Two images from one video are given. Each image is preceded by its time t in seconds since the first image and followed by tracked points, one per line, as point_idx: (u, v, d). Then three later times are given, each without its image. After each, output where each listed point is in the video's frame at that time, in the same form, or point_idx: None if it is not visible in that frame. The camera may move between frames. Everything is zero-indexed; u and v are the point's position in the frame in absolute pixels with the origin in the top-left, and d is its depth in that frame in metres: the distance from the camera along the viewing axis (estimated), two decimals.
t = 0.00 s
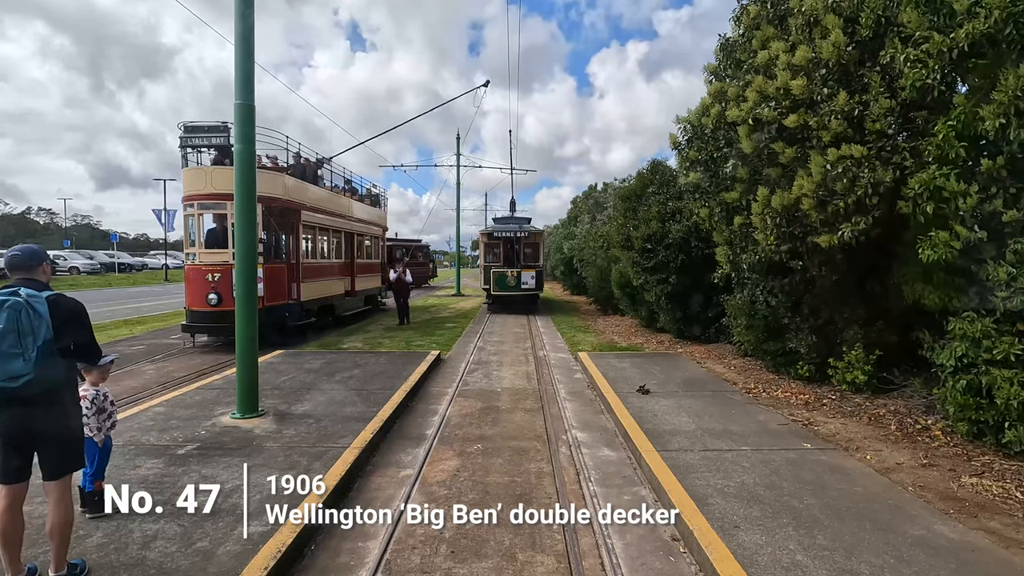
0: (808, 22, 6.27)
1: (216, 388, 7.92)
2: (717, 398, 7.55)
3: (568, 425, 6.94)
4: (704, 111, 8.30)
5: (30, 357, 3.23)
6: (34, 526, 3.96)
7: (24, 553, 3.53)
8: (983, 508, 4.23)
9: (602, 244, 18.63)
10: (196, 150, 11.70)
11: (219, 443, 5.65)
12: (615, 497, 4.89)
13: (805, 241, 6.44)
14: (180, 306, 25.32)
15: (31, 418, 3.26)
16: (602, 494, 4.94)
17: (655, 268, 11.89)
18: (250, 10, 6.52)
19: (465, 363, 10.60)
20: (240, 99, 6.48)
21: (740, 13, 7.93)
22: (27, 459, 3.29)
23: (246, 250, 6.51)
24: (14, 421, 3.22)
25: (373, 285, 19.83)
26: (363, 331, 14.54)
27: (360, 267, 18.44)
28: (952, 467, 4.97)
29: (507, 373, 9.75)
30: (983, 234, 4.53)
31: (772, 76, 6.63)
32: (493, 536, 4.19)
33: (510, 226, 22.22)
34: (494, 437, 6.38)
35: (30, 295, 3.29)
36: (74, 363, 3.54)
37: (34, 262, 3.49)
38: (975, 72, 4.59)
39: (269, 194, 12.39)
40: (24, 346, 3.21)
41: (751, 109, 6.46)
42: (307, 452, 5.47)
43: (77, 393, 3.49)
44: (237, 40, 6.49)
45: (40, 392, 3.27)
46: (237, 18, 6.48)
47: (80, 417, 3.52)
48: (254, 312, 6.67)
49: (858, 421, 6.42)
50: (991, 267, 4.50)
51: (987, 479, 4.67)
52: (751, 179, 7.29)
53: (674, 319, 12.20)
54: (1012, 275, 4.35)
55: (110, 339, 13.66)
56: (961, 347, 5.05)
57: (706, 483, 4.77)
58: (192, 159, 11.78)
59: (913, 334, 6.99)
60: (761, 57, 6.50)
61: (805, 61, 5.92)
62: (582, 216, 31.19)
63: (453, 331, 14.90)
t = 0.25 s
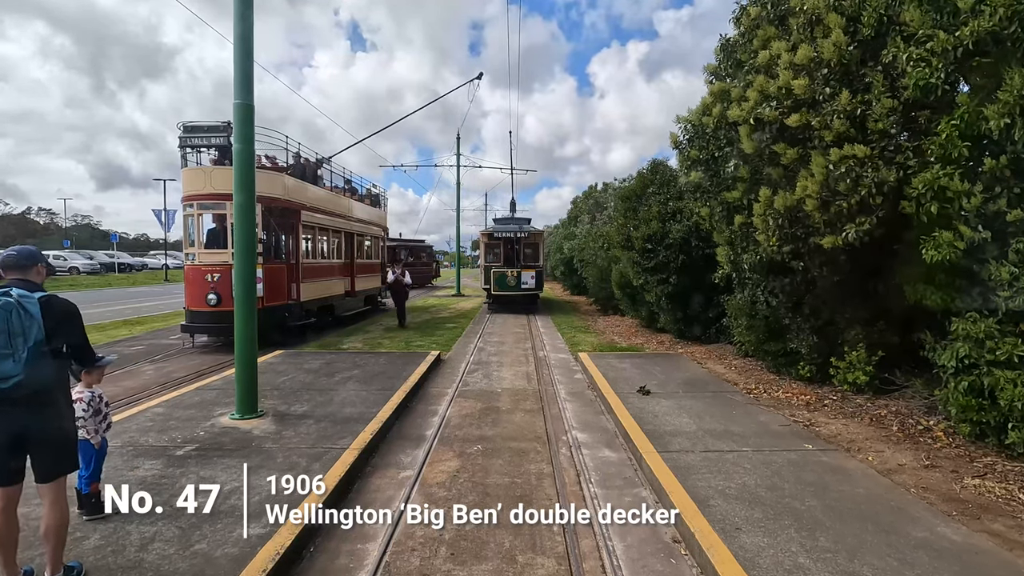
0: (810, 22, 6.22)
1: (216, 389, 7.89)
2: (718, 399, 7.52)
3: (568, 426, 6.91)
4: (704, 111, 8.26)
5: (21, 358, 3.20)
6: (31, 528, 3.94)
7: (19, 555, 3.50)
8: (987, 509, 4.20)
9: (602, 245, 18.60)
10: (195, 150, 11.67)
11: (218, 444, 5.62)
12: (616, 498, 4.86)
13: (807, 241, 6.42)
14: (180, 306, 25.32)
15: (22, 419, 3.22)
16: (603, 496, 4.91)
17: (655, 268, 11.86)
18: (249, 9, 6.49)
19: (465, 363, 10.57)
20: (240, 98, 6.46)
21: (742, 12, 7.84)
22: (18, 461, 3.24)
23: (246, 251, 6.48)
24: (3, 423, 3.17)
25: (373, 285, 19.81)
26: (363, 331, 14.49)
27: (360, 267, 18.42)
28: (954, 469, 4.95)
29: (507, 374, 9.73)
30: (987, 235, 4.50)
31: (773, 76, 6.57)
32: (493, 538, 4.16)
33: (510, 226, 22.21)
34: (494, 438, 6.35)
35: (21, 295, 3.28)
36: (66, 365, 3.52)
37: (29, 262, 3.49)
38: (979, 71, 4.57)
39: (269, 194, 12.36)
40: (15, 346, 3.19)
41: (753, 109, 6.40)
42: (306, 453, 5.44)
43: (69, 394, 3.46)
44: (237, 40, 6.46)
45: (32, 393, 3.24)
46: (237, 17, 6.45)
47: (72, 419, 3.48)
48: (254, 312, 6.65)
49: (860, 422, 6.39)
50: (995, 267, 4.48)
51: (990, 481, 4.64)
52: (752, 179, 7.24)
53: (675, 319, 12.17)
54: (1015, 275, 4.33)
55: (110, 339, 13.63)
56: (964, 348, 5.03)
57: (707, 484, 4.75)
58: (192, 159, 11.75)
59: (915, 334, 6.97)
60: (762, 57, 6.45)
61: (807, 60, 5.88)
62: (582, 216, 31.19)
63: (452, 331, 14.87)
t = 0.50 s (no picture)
0: (813, 20, 6.14)
1: (214, 390, 7.83)
2: (720, 400, 7.46)
3: (569, 427, 6.85)
4: (705, 110, 8.19)
5: (4, 358, 3.15)
6: (24, 533, 3.88)
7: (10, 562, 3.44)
8: (994, 513, 4.14)
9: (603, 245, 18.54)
10: (194, 149, 11.61)
11: (215, 446, 5.56)
12: (617, 502, 4.80)
13: (811, 241, 6.36)
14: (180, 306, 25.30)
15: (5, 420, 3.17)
16: (604, 499, 4.85)
17: (656, 268, 11.80)
18: (247, 7, 6.43)
19: (465, 364, 10.51)
20: (237, 97, 6.39)
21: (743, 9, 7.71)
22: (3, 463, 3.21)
23: (244, 251, 6.42)
24: None
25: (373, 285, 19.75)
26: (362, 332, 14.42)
27: (360, 267, 18.35)
28: (960, 472, 4.89)
29: (507, 375, 9.67)
30: (996, 235, 4.43)
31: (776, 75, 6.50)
32: (493, 543, 4.10)
33: (510, 226, 22.16)
34: (494, 440, 6.29)
35: (11, 295, 3.24)
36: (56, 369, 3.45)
37: (24, 263, 3.43)
38: (985, 68, 4.51)
39: (268, 194, 12.29)
40: None
41: (756, 108, 6.33)
42: (304, 455, 5.38)
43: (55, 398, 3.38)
44: (234, 37, 6.39)
45: (13, 394, 3.18)
46: (234, 15, 6.39)
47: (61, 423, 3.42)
48: (251, 312, 6.59)
49: (864, 423, 6.33)
50: (1002, 267, 4.42)
51: (996, 484, 4.58)
52: (754, 179, 7.17)
53: (676, 319, 12.12)
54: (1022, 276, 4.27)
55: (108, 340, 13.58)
56: (970, 349, 4.97)
57: (710, 487, 4.69)
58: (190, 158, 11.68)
59: (919, 335, 6.92)
60: (764, 55, 6.38)
61: (810, 58, 5.81)
62: (582, 216, 31.14)
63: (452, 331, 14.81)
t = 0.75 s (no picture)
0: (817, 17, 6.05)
1: (210, 391, 7.74)
2: (722, 402, 7.38)
3: (570, 429, 6.77)
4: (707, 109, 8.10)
5: None
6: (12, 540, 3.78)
7: None
8: (1005, 519, 4.05)
9: (603, 245, 18.47)
10: (191, 148, 11.51)
11: (210, 450, 5.47)
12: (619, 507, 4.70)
13: (815, 241, 6.27)
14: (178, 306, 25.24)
15: None
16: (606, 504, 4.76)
17: (657, 268, 11.72)
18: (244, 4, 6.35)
19: (465, 365, 10.42)
20: (233, 95, 6.30)
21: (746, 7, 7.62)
22: None
23: (240, 251, 6.33)
24: None
25: (372, 285, 19.66)
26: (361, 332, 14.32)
27: (359, 267, 18.26)
28: (969, 475, 4.80)
29: (507, 376, 9.58)
30: (1007, 235, 4.35)
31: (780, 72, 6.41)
32: (492, 549, 4.01)
33: (510, 227, 22.13)
34: (494, 443, 6.20)
35: None
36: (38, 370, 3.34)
37: (12, 266, 3.35)
38: (996, 66, 4.43)
39: (266, 193, 12.19)
40: None
41: (760, 106, 6.24)
42: (300, 459, 5.29)
43: (34, 399, 3.27)
44: (230, 34, 6.30)
45: None
46: (230, 12, 6.29)
47: (41, 425, 3.29)
48: (247, 313, 6.49)
49: (869, 426, 6.25)
50: (1013, 268, 4.34)
51: (1006, 488, 4.50)
52: (757, 178, 7.08)
53: (677, 320, 12.03)
54: None
55: (105, 340, 13.48)
56: (978, 351, 4.89)
57: (714, 492, 4.60)
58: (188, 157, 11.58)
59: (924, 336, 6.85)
60: (768, 53, 6.29)
61: (815, 56, 5.73)
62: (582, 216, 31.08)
63: (452, 332, 14.72)
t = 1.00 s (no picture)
0: (823, 12, 5.93)
1: (205, 393, 7.62)
2: (725, 404, 7.26)
3: (570, 433, 6.65)
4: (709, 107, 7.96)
5: None
6: None
7: None
8: (1020, 527, 3.93)
9: (603, 244, 18.35)
10: (188, 147, 11.38)
11: (203, 454, 5.35)
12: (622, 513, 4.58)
13: (820, 241, 6.14)
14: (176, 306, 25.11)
15: None
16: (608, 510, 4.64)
17: (658, 269, 11.59)
18: None
19: (464, 366, 10.30)
20: (228, 92, 6.18)
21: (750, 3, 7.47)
22: None
23: (234, 251, 6.21)
24: None
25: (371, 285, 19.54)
26: (360, 333, 14.17)
27: (358, 268, 18.13)
28: (980, 481, 4.68)
29: (507, 377, 9.46)
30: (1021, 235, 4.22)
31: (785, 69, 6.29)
32: (491, 558, 3.89)
33: (510, 227, 22.05)
34: (493, 446, 6.08)
35: None
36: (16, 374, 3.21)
37: None
38: (1010, 61, 4.31)
39: (264, 192, 12.06)
40: None
41: (764, 103, 6.11)
42: (295, 464, 5.17)
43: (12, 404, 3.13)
44: (224, 29, 6.17)
45: None
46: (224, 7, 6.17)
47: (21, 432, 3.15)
48: (242, 315, 6.37)
49: (876, 429, 6.12)
50: None
51: (1019, 495, 4.38)
52: (760, 177, 6.95)
53: (678, 320, 11.90)
54: None
55: (101, 341, 13.36)
56: (990, 353, 4.76)
57: (719, 498, 4.48)
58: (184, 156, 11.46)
59: (932, 338, 6.73)
60: (773, 49, 6.16)
61: (822, 52, 5.60)
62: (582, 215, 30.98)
63: (451, 332, 14.60)
